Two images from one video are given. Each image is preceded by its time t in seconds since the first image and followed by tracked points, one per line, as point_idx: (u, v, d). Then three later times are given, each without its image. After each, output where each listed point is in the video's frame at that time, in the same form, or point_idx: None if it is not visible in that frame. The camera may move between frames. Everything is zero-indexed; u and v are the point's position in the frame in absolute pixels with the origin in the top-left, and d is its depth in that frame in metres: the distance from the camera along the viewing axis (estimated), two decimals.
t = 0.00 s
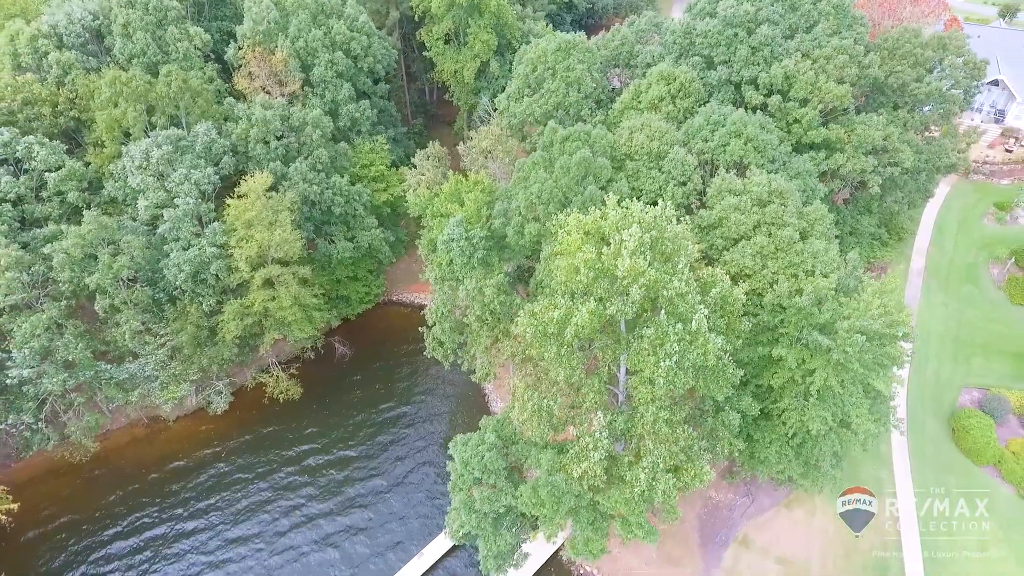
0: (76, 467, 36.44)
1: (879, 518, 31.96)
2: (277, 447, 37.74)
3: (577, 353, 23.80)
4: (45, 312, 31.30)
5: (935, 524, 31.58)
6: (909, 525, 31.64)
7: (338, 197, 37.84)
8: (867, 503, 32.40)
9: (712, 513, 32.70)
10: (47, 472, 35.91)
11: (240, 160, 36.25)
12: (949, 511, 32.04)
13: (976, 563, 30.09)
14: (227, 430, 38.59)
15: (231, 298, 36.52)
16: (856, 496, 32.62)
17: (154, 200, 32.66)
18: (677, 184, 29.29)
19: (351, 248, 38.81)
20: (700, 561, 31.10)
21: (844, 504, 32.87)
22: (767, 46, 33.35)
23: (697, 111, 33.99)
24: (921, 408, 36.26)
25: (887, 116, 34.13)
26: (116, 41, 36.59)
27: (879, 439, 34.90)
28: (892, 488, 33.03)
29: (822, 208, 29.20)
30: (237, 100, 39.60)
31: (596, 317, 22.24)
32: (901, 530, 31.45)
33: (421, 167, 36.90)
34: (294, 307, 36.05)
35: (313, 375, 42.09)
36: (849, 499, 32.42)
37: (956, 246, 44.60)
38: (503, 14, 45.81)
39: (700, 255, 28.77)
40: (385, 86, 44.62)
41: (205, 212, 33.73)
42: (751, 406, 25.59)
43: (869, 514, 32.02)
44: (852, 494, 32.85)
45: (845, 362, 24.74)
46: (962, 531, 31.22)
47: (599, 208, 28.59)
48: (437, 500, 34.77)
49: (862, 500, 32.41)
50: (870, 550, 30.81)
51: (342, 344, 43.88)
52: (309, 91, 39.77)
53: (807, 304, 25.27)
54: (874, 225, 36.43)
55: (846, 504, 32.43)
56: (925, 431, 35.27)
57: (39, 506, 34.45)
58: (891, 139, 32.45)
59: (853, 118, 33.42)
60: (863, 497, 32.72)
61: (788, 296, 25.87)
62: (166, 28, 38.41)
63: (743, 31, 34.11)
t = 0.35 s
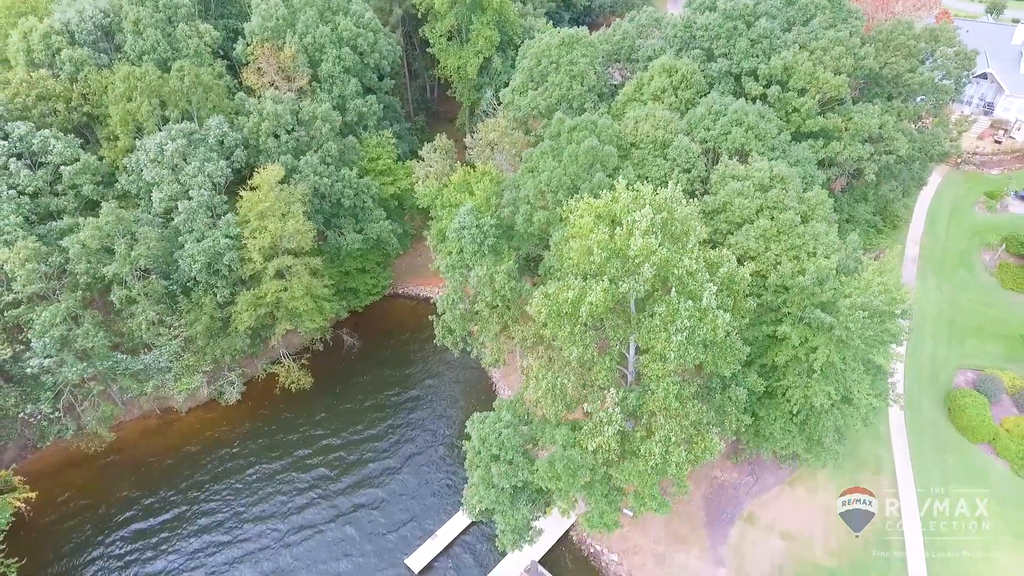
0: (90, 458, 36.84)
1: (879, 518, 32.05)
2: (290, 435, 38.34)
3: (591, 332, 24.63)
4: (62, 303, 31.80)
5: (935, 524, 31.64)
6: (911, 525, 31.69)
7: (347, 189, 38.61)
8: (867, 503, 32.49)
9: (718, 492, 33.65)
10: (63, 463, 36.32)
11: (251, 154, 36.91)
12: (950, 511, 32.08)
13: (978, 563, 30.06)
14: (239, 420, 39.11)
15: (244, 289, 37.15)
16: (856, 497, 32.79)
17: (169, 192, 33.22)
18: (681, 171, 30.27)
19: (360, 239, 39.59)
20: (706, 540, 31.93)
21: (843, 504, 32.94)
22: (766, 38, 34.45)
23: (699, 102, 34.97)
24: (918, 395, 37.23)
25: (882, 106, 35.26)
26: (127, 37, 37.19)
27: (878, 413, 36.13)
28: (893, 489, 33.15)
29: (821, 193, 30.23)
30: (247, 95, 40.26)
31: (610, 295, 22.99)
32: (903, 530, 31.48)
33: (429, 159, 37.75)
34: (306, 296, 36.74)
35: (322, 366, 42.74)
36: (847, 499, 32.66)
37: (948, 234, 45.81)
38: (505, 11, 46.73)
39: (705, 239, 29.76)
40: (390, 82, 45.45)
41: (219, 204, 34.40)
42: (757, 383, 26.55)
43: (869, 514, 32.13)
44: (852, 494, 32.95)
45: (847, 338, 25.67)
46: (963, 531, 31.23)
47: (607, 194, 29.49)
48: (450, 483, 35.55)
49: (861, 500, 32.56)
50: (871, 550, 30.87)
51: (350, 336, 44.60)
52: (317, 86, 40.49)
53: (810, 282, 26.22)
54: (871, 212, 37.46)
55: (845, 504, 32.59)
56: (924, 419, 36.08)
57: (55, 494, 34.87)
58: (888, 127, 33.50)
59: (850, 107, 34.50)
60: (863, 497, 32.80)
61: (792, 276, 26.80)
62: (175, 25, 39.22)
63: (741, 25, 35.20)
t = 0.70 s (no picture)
0: (104, 449, 37.27)
1: (879, 518, 32.27)
2: (302, 422, 39.02)
3: (601, 312, 25.55)
4: (79, 293, 32.46)
5: (935, 525, 31.85)
6: (912, 524, 31.91)
7: (356, 181, 39.40)
8: (867, 503, 32.69)
9: (722, 472, 34.62)
10: (77, 454, 36.76)
11: (262, 147, 37.56)
12: (949, 511, 32.30)
13: (979, 563, 30.24)
14: (251, 409, 39.74)
15: (256, 280, 37.80)
16: (856, 497, 32.97)
17: (182, 185, 33.81)
18: (684, 158, 31.25)
19: (368, 230, 40.41)
20: (712, 518, 32.90)
21: (844, 504, 33.15)
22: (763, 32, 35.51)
23: (699, 94, 35.99)
24: (914, 377, 38.35)
25: (876, 96, 36.41)
26: (136, 34, 37.77)
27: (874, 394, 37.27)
28: (894, 488, 33.32)
29: (819, 179, 31.29)
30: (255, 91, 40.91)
31: (621, 275, 23.78)
32: (904, 530, 31.72)
33: (436, 151, 38.68)
34: (317, 286, 37.48)
35: (331, 357, 43.40)
36: (848, 498, 32.85)
37: (940, 222, 47.10)
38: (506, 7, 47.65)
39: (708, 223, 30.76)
40: (394, 79, 46.26)
41: (231, 196, 35.08)
42: (761, 360, 27.54)
43: (869, 514, 32.33)
44: (853, 494, 33.15)
45: (846, 316, 26.67)
46: (963, 531, 31.43)
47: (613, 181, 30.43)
48: (461, 466, 36.42)
49: (861, 500, 32.73)
50: (871, 549, 31.14)
51: (357, 328, 45.30)
52: (324, 82, 41.23)
53: (811, 262, 27.24)
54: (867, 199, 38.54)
55: (845, 504, 32.79)
56: (919, 397, 37.37)
57: (72, 483, 35.40)
58: (882, 116, 34.61)
59: (845, 97, 35.58)
60: (863, 497, 33.00)
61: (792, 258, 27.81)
62: (184, 23, 39.73)
63: (739, 18, 36.26)
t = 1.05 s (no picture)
0: (115, 440, 37.70)
1: (879, 518, 32.48)
2: (310, 412, 39.65)
3: (607, 294, 26.50)
4: (92, 285, 32.99)
5: (936, 525, 32.04)
6: (912, 524, 32.10)
7: (361, 175, 40.21)
8: (867, 503, 32.93)
9: (723, 452, 35.62)
10: (89, 446, 37.20)
11: (269, 142, 38.26)
12: (949, 511, 32.51)
13: (979, 563, 30.35)
14: (259, 400, 40.30)
15: (264, 272, 38.44)
16: (856, 496, 33.26)
17: (192, 178, 34.42)
18: (683, 147, 32.29)
19: (373, 223, 41.24)
20: (714, 496, 33.92)
21: (844, 504, 33.42)
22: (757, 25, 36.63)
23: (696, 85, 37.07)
24: (907, 360, 39.51)
25: (866, 86, 37.61)
26: (143, 33, 38.37)
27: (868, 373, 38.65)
28: (894, 488, 33.51)
29: (813, 167, 32.40)
30: (260, 87, 41.57)
31: (628, 256, 24.67)
32: (903, 530, 31.88)
33: (439, 144, 39.61)
34: (324, 277, 38.23)
35: (337, 348, 44.07)
36: (847, 499, 33.13)
37: (929, 210, 48.45)
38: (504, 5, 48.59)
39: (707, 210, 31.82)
40: (395, 75, 47.06)
41: (240, 190, 35.78)
42: (760, 339, 28.59)
43: (869, 514, 32.55)
44: (852, 494, 33.41)
45: (842, 296, 27.73)
46: (963, 531, 31.59)
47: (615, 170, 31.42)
48: (469, 452, 37.25)
49: (861, 500, 32.99)
50: (870, 550, 31.31)
51: (361, 321, 46.01)
52: (328, 78, 41.97)
53: (808, 244, 28.27)
54: (859, 188, 39.73)
55: (846, 504, 33.06)
56: (912, 379, 38.58)
57: (84, 474, 35.83)
58: (872, 105, 35.79)
59: (837, 88, 36.75)
60: (863, 497, 33.25)
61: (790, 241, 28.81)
62: (190, 21, 40.31)
63: (733, 13, 37.40)
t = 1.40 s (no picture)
0: (126, 432, 38.16)
1: (879, 518, 32.72)
2: (319, 401, 40.34)
3: (613, 278, 27.44)
4: (106, 277, 33.53)
5: (935, 525, 32.25)
6: (911, 524, 32.34)
7: (367, 168, 41.03)
8: (867, 503, 33.20)
9: (724, 435, 36.62)
10: (101, 437, 37.65)
11: (277, 137, 38.99)
12: (949, 511, 32.73)
13: (979, 564, 30.47)
14: (268, 391, 40.95)
15: (272, 264, 39.15)
16: (855, 496, 33.55)
17: (203, 172, 35.09)
18: (683, 138, 33.33)
19: (379, 216, 42.05)
20: (716, 477, 34.91)
21: (844, 504, 33.71)
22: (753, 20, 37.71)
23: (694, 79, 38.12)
24: (900, 345, 40.72)
25: (858, 79, 38.78)
26: (150, 31, 38.96)
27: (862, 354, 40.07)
28: (893, 488, 33.80)
29: (808, 155, 33.52)
30: (266, 84, 42.26)
31: (634, 240, 25.59)
32: (903, 530, 32.10)
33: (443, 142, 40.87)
34: (332, 269, 38.99)
35: (343, 340, 44.75)
36: (847, 499, 33.41)
37: (919, 202, 49.73)
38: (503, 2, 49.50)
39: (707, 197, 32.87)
40: (397, 72, 47.88)
41: (250, 183, 36.47)
42: (760, 321, 29.65)
43: (869, 515, 32.77)
44: (852, 494, 33.69)
45: (838, 278, 28.75)
46: (963, 531, 31.76)
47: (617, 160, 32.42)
48: (476, 438, 38.11)
49: (861, 500, 33.24)
50: (870, 550, 31.47)
51: (366, 313, 46.71)
52: (333, 74, 42.71)
53: (804, 228, 29.34)
54: (852, 178, 40.91)
55: (846, 505, 33.31)
56: (905, 364, 39.71)
57: (96, 464, 36.27)
58: (865, 96, 36.92)
59: (830, 80, 37.88)
60: (863, 497, 33.52)
61: (788, 226, 29.83)
62: (196, 19, 40.93)
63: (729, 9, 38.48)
